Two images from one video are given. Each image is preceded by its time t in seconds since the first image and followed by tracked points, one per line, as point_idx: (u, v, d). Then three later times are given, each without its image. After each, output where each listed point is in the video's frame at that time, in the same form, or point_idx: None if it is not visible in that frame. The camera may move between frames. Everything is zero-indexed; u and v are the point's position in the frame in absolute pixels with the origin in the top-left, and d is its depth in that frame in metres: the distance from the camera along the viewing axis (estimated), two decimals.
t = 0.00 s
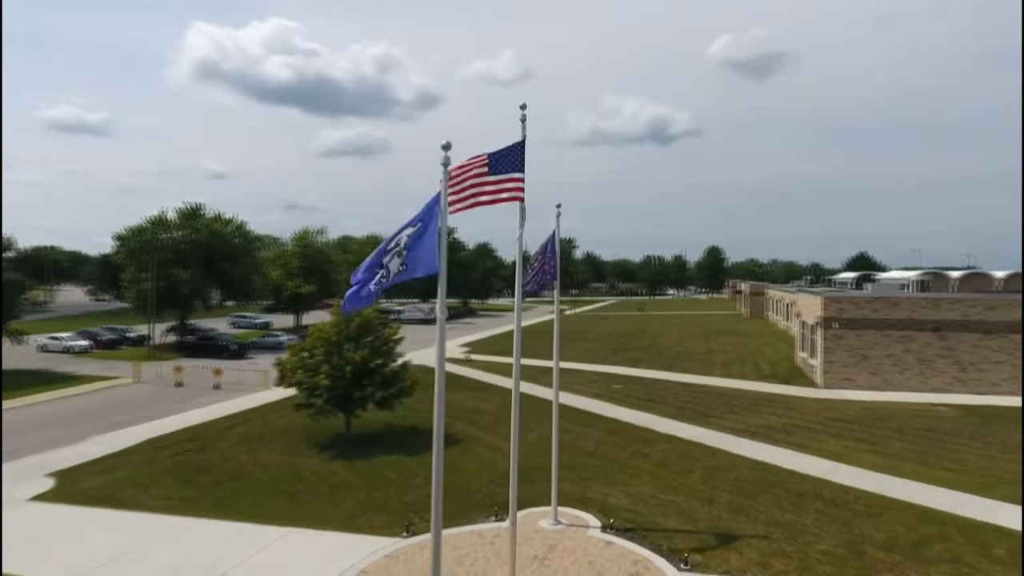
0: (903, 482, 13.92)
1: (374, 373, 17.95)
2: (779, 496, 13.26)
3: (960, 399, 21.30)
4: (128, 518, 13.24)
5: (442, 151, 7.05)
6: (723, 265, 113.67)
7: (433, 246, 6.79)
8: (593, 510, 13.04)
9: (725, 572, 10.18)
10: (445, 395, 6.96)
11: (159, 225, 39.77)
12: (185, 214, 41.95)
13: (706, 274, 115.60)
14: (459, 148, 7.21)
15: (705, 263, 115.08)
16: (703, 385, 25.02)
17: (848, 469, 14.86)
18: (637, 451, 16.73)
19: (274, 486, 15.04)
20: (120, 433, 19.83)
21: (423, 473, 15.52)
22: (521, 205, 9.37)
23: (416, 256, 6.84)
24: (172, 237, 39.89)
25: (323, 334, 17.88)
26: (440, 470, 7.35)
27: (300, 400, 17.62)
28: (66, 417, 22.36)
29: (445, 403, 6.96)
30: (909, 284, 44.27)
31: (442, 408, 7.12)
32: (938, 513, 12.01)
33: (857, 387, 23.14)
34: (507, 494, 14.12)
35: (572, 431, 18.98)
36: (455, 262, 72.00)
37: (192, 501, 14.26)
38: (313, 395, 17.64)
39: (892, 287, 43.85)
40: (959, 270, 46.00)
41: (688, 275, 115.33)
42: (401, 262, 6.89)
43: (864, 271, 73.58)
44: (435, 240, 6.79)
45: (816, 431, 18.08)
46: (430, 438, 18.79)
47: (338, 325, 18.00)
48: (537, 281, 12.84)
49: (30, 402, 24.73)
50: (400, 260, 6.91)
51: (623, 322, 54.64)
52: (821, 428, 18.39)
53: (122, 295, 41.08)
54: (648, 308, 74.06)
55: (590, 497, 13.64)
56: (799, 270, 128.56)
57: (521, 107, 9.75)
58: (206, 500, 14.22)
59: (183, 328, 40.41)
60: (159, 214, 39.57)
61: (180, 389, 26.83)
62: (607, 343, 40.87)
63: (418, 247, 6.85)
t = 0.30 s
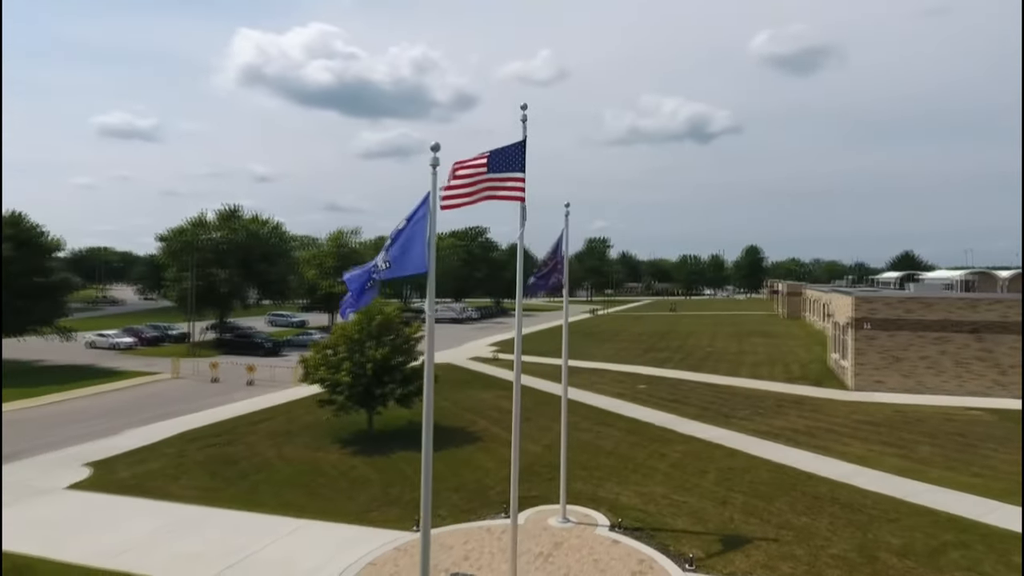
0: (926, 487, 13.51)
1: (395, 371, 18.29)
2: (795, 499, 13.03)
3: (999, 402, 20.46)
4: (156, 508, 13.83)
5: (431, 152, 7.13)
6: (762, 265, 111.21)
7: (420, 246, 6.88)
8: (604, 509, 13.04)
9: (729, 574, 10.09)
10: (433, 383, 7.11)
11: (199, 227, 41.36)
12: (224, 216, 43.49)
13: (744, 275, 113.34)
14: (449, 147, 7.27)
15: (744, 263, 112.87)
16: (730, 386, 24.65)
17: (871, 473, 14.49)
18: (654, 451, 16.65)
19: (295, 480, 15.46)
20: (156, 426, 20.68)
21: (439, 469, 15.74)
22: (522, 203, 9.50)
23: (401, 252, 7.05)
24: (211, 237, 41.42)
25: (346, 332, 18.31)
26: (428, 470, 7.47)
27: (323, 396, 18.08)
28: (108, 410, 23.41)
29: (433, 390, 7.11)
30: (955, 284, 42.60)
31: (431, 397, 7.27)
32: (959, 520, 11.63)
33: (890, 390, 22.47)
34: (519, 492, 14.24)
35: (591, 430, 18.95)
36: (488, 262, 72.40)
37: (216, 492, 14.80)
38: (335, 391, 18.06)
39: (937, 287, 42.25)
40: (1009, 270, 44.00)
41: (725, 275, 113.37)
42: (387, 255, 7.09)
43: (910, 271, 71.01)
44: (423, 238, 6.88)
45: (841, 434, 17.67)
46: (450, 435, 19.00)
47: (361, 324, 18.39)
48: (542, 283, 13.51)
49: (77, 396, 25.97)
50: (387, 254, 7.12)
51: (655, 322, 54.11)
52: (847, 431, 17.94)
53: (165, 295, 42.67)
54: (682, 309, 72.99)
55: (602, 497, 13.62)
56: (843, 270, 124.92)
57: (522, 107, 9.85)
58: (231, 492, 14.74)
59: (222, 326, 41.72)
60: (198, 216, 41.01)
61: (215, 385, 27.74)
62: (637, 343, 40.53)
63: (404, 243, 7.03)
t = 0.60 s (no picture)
0: (956, 493, 13.03)
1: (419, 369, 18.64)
2: (815, 503, 12.77)
3: None
4: (187, 497, 14.44)
5: (423, 153, 7.26)
6: (808, 265, 108.24)
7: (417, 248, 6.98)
8: (618, 508, 13.01)
9: None
10: (426, 371, 7.43)
11: (242, 227, 42.95)
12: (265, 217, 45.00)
13: (789, 275, 110.53)
14: (443, 150, 7.42)
15: (788, 262, 110.07)
16: (761, 388, 24.17)
17: (898, 478, 14.05)
18: (675, 452, 16.52)
19: (320, 473, 15.91)
20: (194, 419, 21.53)
21: (459, 466, 15.97)
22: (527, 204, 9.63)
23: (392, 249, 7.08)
24: (253, 237, 42.98)
25: (372, 330, 18.74)
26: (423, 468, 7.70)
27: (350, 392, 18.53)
28: (151, 404, 24.44)
29: (427, 376, 7.43)
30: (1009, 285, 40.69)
31: (425, 389, 7.60)
32: (987, 529, 11.20)
33: (929, 394, 21.67)
34: (535, 490, 14.34)
35: (614, 430, 18.89)
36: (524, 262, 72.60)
37: (245, 483, 15.35)
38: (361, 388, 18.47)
39: (989, 288, 40.42)
40: None
41: (769, 275, 110.74)
42: (377, 252, 7.07)
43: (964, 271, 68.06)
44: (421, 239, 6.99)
45: (873, 439, 17.14)
46: (473, 432, 19.21)
47: (386, 323, 18.78)
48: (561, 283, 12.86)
49: (124, 390, 27.19)
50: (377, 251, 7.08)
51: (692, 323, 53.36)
52: (879, 435, 17.41)
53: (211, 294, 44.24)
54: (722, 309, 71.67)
55: (618, 497, 13.60)
56: (895, 269, 120.49)
57: (528, 108, 9.97)
58: (258, 483, 15.28)
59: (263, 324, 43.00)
60: (241, 217, 42.50)
61: (253, 380, 28.67)
62: (671, 344, 40.04)
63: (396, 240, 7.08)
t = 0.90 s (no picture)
0: (984, 502, 12.58)
1: (441, 367, 18.98)
2: (834, 508, 12.50)
3: None
4: (216, 488, 15.04)
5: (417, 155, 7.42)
6: (855, 265, 104.97)
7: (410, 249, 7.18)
8: (631, 509, 12.99)
9: None
10: (420, 355, 7.93)
11: (281, 228, 44.25)
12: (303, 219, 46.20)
13: (834, 274, 107.38)
14: (437, 151, 7.57)
15: (834, 262, 106.95)
16: (792, 391, 23.66)
17: (925, 485, 13.63)
18: (695, 454, 16.38)
19: (343, 469, 16.35)
20: (230, 414, 22.34)
21: (477, 464, 16.17)
22: (531, 206, 9.71)
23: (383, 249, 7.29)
24: (292, 238, 44.22)
25: (396, 328, 19.16)
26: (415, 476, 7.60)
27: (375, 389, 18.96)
28: (191, 399, 25.45)
29: (421, 361, 7.93)
30: None
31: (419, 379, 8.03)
32: (1013, 540, 10.79)
33: (969, 400, 20.87)
34: (550, 488, 14.42)
35: (636, 431, 18.81)
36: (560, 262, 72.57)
37: (271, 476, 15.89)
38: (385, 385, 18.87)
39: None
40: None
41: (814, 275, 107.77)
42: (369, 253, 7.30)
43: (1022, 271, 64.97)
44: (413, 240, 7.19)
45: (903, 444, 16.63)
46: (495, 431, 19.40)
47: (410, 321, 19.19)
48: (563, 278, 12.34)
49: (167, 385, 28.37)
50: (368, 250, 7.32)
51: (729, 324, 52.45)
52: (911, 440, 16.88)
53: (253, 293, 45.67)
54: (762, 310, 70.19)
55: (632, 497, 13.57)
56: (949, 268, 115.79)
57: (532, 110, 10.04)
58: (283, 477, 15.79)
59: (301, 323, 44.14)
60: (280, 219, 43.80)
61: (289, 377, 29.52)
62: (705, 345, 39.47)
63: (387, 241, 7.30)
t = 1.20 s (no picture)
0: (1012, 511, 12.10)
1: (462, 366, 19.21)
2: (851, 514, 12.22)
3: None
4: (241, 481, 15.57)
5: (411, 157, 7.51)
6: (903, 264, 101.49)
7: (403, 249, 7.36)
8: (642, 509, 12.94)
9: None
10: (413, 356, 8.05)
11: (316, 230, 45.39)
12: (338, 219, 47.25)
13: (881, 274, 104.06)
14: (431, 154, 7.64)
15: (881, 261, 103.65)
16: (822, 394, 23.11)
17: (951, 492, 13.19)
18: (714, 455, 16.20)
19: (364, 465, 16.74)
20: (262, 409, 23.08)
21: (494, 462, 16.32)
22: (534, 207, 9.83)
23: (378, 251, 7.50)
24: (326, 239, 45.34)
25: (419, 328, 19.49)
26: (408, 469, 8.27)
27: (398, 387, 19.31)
28: (228, 394, 26.34)
29: (414, 361, 8.07)
30: None
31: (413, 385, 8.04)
32: None
33: (1010, 405, 20.03)
34: (564, 487, 14.49)
35: (657, 432, 18.69)
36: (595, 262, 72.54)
37: (294, 470, 16.36)
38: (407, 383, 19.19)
39: None
40: None
41: (859, 275, 104.66)
42: (364, 255, 7.52)
43: None
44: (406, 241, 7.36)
45: (934, 449, 16.09)
46: (516, 430, 19.54)
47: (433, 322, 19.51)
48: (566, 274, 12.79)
49: (205, 381, 29.39)
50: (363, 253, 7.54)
51: (765, 324, 51.44)
52: (942, 446, 16.34)
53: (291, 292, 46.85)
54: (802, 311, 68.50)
55: (644, 497, 13.53)
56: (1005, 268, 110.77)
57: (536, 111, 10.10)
58: (306, 471, 16.26)
59: (337, 322, 45.13)
60: (316, 220, 44.82)
61: (321, 374, 30.25)
62: (739, 346, 38.78)
63: (381, 243, 7.51)
